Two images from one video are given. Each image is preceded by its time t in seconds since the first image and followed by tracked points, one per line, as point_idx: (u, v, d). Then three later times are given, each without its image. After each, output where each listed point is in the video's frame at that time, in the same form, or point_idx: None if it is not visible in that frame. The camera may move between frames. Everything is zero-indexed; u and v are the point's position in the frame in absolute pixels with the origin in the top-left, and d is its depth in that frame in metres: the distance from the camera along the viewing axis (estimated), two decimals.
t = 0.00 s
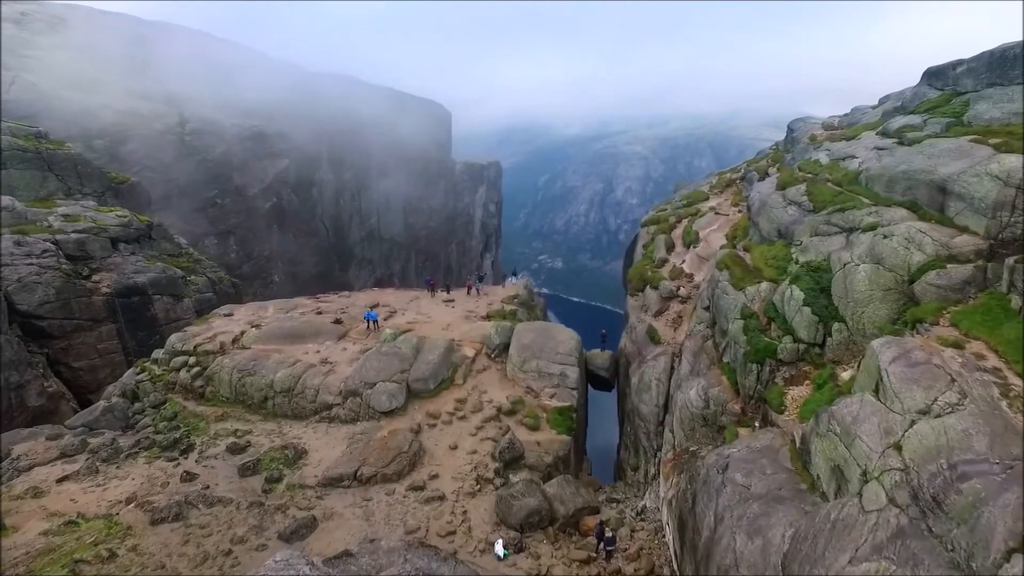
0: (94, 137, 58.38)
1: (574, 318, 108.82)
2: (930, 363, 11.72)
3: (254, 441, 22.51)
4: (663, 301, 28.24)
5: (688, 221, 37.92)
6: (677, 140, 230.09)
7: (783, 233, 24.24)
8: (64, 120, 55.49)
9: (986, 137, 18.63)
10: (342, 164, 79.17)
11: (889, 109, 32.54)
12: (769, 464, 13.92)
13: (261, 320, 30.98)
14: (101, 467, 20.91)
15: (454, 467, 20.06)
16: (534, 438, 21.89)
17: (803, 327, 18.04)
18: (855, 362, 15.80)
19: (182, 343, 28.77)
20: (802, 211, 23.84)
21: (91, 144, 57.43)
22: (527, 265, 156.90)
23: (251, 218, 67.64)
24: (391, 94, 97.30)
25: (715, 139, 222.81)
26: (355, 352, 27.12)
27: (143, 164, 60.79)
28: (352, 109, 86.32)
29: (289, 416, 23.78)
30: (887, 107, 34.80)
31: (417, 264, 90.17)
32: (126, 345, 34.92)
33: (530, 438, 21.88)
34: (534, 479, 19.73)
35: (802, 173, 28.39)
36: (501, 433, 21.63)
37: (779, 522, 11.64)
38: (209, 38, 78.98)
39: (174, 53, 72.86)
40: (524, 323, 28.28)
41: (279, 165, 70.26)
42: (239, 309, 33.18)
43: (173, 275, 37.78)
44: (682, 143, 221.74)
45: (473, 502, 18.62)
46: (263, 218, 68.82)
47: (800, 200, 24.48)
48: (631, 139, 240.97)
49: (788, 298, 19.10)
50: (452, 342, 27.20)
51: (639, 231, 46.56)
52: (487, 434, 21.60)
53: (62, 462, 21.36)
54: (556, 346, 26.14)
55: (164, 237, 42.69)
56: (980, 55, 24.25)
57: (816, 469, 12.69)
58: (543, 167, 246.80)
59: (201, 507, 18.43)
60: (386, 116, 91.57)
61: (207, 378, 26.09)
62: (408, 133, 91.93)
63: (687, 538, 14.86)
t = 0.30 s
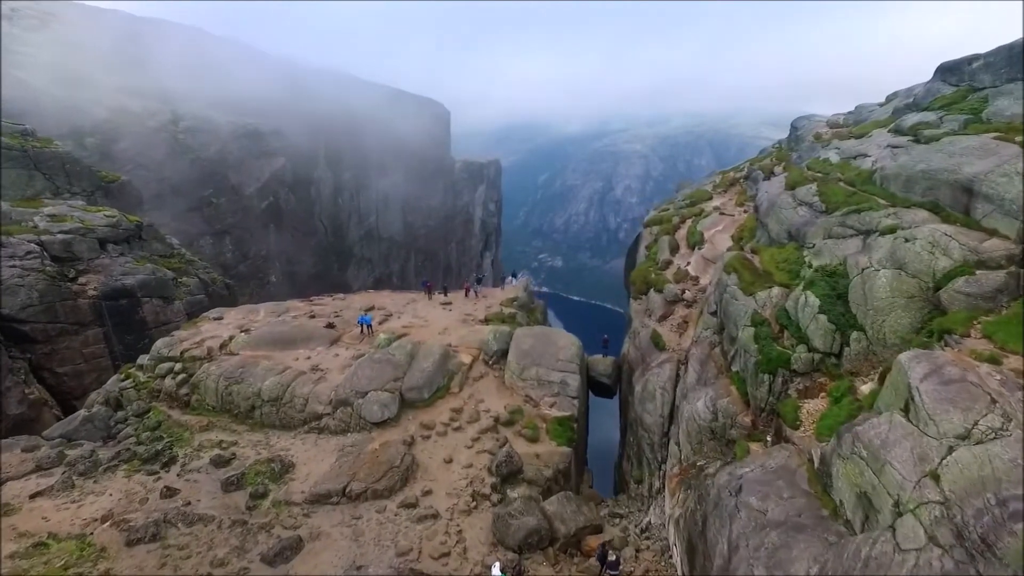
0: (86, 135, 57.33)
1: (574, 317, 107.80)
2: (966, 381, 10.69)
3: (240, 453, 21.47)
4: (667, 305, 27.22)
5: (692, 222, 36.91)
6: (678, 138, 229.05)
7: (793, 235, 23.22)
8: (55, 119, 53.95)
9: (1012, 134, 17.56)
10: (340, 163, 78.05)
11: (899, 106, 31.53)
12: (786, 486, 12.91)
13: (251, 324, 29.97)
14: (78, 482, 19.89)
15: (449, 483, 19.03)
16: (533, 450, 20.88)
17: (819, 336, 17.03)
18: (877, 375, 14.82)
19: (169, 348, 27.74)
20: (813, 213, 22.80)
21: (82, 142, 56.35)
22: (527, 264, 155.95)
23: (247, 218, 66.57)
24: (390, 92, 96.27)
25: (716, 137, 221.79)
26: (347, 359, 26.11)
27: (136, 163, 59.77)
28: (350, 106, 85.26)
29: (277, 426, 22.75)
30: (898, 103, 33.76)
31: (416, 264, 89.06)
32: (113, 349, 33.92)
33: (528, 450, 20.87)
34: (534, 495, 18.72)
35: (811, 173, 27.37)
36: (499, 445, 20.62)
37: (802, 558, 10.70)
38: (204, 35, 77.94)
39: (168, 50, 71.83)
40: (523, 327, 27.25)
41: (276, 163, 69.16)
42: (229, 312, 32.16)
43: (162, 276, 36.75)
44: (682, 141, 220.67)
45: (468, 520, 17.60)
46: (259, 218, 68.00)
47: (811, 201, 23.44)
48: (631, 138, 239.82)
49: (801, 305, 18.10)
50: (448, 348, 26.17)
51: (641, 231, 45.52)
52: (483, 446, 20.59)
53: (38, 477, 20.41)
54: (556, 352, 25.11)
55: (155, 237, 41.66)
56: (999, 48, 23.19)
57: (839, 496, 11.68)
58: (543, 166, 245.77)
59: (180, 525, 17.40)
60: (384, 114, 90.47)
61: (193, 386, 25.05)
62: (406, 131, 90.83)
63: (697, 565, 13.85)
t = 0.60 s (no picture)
0: (78, 129, 56.51)
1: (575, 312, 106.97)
2: (1005, 393, 9.86)
3: (228, 459, 20.66)
4: (672, 304, 26.38)
5: (696, 218, 36.03)
6: (678, 131, 227.78)
7: (803, 232, 22.37)
8: (44, 112, 54.96)
9: None
10: (339, 156, 76.96)
11: (910, 98, 30.62)
12: (803, 504, 12.07)
13: (242, 323, 29.14)
14: (58, 490, 19.10)
15: (444, 492, 18.22)
16: (533, 456, 20.07)
17: (833, 340, 16.19)
18: (898, 383, 14.01)
19: (157, 349, 26.90)
20: (825, 209, 21.93)
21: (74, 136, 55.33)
22: (527, 258, 155.14)
23: (244, 212, 65.25)
24: (389, 86, 95.20)
25: (716, 130, 220.65)
26: (340, 361, 25.26)
27: (130, 156, 58.83)
28: (349, 100, 84.18)
29: (267, 431, 21.93)
30: (908, 96, 32.83)
31: (416, 259, 87.92)
32: (102, 348, 33.13)
33: (528, 457, 20.05)
34: (533, 505, 17.92)
35: (820, 167, 26.49)
36: (497, 452, 19.78)
37: None
38: (199, 26, 76.96)
39: (163, 42, 70.95)
40: (522, 327, 26.41)
41: (273, 157, 68.03)
42: (220, 310, 31.33)
43: (154, 273, 36.04)
44: (683, 134, 219.55)
45: (464, 532, 16.79)
46: (255, 212, 66.40)
47: (823, 196, 22.57)
48: (631, 131, 238.59)
49: (814, 306, 17.24)
50: (445, 349, 25.31)
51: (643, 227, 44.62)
52: (480, 453, 19.76)
53: (17, 484, 19.64)
54: (557, 353, 24.27)
55: (146, 233, 40.90)
56: (1019, 38, 22.25)
57: (862, 516, 10.88)
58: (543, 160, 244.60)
59: (162, 538, 16.61)
60: (383, 108, 89.39)
61: (181, 388, 24.22)
62: (406, 124, 89.73)
63: None
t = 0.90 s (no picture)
0: (67, 116, 55.08)
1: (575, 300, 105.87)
2: None
3: (213, 463, 19.70)
4: (677, 299, 25.38)
5: (700, 208, 34.93)
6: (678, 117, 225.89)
7: (816, 224, 21.34)
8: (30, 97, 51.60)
9: None
10: (336, 143, 75.54)
11: (924, 84, 29.48)
12: (826, 524, 11.11)
13: (232, 317, 28.13)
14: (33, 497, 18.19)
15: (439, 499, 17.28)
16: (532, 460, 19.14)
17: (852, 342, 15.24)
18: (926, 390, 13.05)
19: (141, 345, 25.73)
20: (839, 200, 20.87)
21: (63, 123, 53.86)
22: (526, 245, 153.98)
23: (239, 200, 63.70)
24: (386, 71, 93.62)
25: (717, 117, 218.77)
26: (332, 358, 24.27)
27: (121, 143, 57.54)
28: (345, 86, 82.67)
29: (254, 432, 20.98)
30: (922, 82, 31.64)
31: (414, 247, 85.81)
32: (88, 343, 32.60)
33: (527, 461, 19.13)
34: (533, 515, 17.00)
35: (832, 155, 25.37)
36: (495, 456, 18.83)
37: None
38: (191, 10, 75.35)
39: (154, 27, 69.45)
40: (521, 322, 25.44)
41: (267, 144, 66.59)
42: (209, 304, 30.33)
43: (142, 265, 34.63)
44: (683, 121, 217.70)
45: (460, 544, 15.85)
46: (249, 200, 64.80)
47: (836, 186, 21.53)
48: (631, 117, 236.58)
49: (831, 304, 16.28)
50: (441, 346, 24.30)
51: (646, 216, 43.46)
52: (477, 457, 18.81)
53: None
54: (558, 351, 23.28)
55: (135, 223, 39.59)
56: None
57: (894, 542, 9.95)
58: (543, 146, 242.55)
59: (140, 551, 15.65)
60: (380, 94, 87.86)
61: (166, 387, 23.23)
62: (403, 111, 88.24)
63: None
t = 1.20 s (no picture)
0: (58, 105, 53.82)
1: (576, 289, 104.94)
2: None
3: (199, 467, 18.93)
4: (682, 295, 24.55)
5: (705, 199, 34.01)
6: (680, 106, 224.02)
7: (828, 218, 20.44)
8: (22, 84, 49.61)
9: None
10: (334, 133, 74.38)
11: (938, 71, 28.47)
12: (847, 546, 10.34)
13: (222, 313, 27.32)
14: (10, 505, 17.45)
15: (434, 508, 16.49)
16: (531, 466, 18.36)
17: (871, 344, 14.39)
18: (952, 399, 12.24)
19: (128, 342, 24.98)
20: (854, 192, 19.97)
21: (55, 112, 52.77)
22: (526, 235, 153.07)
23: (235, 191, 62.71)
24: (384, 60, 92.27)
25: (718, 106, 217.01)
26: (325, 356, 23.47)
27: (114, 133, 56.48)
28: (343, 74, 81.34)
29: (242, 435, 20.19)
30: (936, 69, 30.55)
31: (413, 237, 84.57)
32: (77, 339, 31.89)
33: (526, 466, 18.34)
34: (533, 524, 16.23)
35: (843, 145, 24.43)
36: (493, 461, 18.02)
37: None
38: None
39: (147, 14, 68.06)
40: (521, 319, 24.59)
41: (263, 133, 65.37)
42: (200, 298, 29.53)
43: (131, 259, 34.14)
44: (684, 110, 215.85)
45: (456, 556, 15.07)
46: (245, 190, 63.77)
47: (849, 178, 20.60)
48: (632, 106, 234.66)
49: (847, 304, 15.42)
50: (437, 344, 23.48)
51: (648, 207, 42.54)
52: (475, 463, 18.01)
53: None
54: (558, 349, 22.45)
55: (126, 215, 38.87)
56: None
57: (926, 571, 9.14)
58: (543, 135, 240.88)
59: (120, 562, 14.87)
60: (379, 82, 86.56)
61: (153, 387, 22.43)
62: (401, 100, 86.97)
63: None
